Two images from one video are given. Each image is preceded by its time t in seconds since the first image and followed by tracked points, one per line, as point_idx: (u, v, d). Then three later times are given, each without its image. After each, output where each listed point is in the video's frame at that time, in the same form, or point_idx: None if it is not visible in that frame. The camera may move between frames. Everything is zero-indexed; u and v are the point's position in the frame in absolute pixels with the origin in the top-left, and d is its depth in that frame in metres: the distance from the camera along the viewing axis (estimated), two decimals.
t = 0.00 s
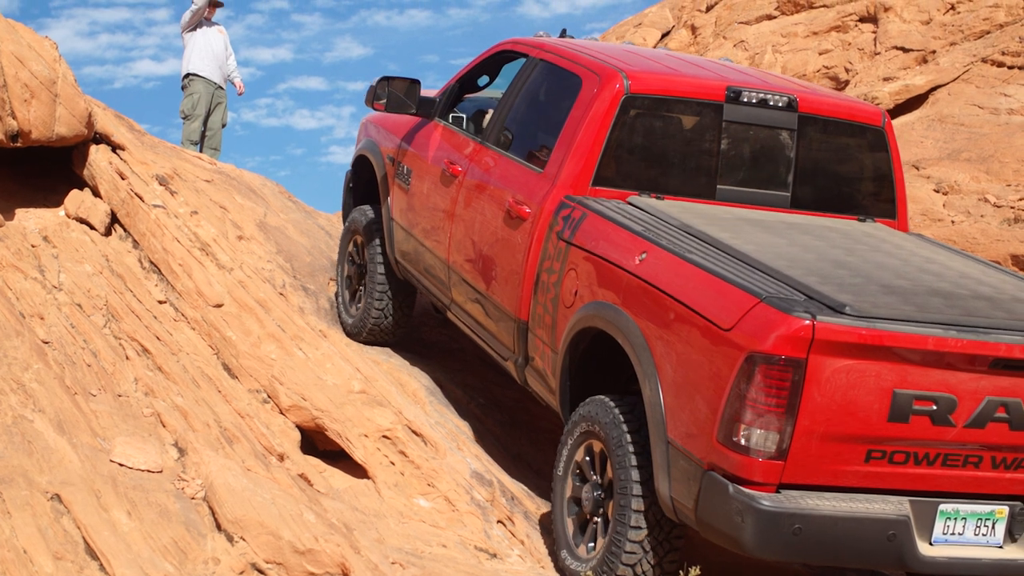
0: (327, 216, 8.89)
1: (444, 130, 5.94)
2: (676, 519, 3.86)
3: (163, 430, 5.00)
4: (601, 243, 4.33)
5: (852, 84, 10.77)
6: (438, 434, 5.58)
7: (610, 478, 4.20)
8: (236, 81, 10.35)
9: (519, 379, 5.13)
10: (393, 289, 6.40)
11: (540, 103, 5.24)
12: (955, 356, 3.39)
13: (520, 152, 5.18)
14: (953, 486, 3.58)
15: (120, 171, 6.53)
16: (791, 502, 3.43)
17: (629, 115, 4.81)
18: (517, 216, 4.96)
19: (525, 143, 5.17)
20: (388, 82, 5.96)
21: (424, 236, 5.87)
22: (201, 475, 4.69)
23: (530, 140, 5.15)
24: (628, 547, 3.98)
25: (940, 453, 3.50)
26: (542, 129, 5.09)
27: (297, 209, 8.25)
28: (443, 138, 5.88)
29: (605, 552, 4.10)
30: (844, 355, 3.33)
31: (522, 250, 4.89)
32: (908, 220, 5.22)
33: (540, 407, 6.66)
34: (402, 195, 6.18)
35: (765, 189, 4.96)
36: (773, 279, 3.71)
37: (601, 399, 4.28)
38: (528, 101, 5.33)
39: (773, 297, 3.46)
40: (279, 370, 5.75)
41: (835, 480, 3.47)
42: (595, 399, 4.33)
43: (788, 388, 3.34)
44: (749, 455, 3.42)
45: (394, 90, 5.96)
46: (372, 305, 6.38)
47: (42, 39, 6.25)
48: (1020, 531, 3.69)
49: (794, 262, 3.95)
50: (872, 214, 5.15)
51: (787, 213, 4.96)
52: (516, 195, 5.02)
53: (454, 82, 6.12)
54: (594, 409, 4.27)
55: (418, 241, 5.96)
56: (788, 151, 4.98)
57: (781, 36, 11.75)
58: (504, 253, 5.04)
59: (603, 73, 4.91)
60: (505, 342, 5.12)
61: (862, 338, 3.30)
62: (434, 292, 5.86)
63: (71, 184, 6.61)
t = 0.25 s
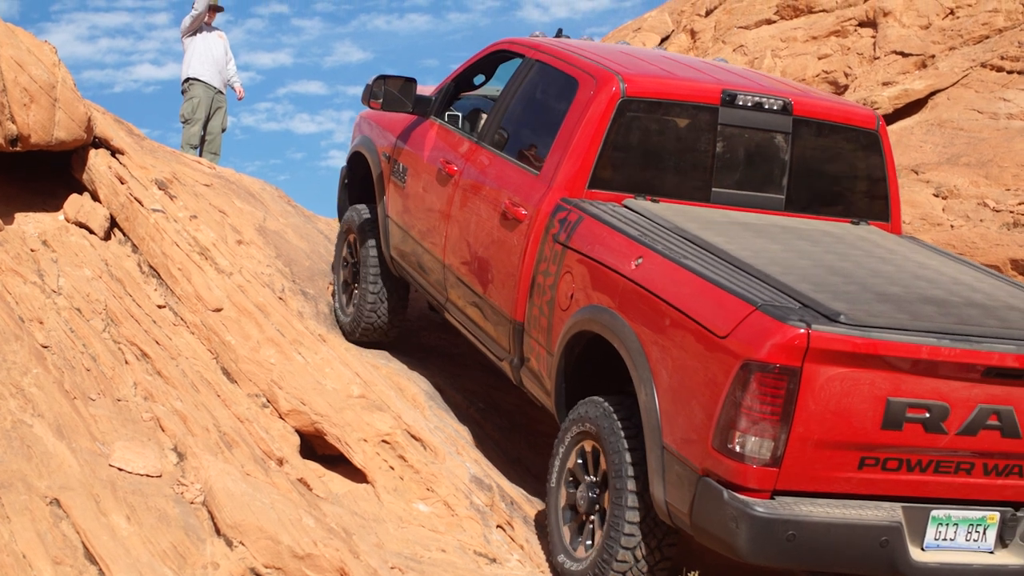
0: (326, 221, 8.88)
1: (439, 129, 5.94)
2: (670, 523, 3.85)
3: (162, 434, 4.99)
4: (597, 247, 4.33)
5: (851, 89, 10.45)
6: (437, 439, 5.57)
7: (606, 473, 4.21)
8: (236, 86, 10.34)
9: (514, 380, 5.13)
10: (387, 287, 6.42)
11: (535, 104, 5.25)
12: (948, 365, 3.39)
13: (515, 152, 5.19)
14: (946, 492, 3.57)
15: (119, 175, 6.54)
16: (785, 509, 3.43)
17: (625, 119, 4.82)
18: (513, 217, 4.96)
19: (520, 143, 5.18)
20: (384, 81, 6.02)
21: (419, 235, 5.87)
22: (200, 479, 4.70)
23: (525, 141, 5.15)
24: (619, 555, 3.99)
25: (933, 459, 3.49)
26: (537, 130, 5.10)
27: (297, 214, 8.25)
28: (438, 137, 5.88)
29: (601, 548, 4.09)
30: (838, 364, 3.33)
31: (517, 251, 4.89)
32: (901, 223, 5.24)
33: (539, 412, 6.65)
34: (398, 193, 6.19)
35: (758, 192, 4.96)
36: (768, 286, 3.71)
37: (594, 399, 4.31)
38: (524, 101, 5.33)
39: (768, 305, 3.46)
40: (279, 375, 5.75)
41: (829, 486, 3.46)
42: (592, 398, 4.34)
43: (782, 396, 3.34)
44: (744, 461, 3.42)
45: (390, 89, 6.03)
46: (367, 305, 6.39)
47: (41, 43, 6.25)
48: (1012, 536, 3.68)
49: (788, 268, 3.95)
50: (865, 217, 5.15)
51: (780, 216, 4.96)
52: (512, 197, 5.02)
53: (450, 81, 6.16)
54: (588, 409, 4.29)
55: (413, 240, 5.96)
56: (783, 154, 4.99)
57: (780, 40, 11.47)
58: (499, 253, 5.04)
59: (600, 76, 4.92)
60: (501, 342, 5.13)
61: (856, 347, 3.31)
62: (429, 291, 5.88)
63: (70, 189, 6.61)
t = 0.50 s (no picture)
0: (326, 225, 8.88)
1: (436, 125, 5.96)
2: (662, 524, 3.85)
3: (161, 439, 4.99)
4: (593, 251, 4.33)
5: (851, 93, 10.46)
6: (437, 443, 5.57)
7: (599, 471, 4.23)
8: (235, 91, 10.34)
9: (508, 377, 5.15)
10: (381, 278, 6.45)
11: (533, 105, 5.25)
12: (939, 375, 3.39)
13: (511, 150, 5.20)
14: (934, 500, 3.57)
15: (119, 180, 6.55)
16: (776, 513, 3.42)
17: (622, 122, 4.82)
18: (509, 217, 4.96)
19: (516, 143, 5.18)
20: (382, 77, 6.01)
21: (415, 229, 5.90)
22: (199, 483, 4.69)
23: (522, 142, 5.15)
24: (612, 548, 3.99)
25: (922, 467, 3.50)
26: (534, 131, 5.10)
27: (296, 218, 8.25)
28: (436, 134, 5.90)
29: (592, 544, 4.10)
30: (831, 373, 3.33)
31: (513, 251, 4.90)
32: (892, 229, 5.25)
33: (538, 417, 6.64)
34: (393, 186, 6.23)
35: (753, 196, 4.97)
36: (764, 294, 3.71)
37: (590, 395, 4.32)
38: (522, 100, 5.33)
39: (764, 314, 3.46)
40: (277, 379, 5.73)
41: (819, 492, 3.46)
42: (586, 395, 4.36)
43: (776, 404, 3.34)
44: (737, 467, 3.42)
45: (388, 84, 6.01)
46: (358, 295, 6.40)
47: (41, 48, 6.26)
48: (996, 543, 3.68)
49: (783, 275, 3.96)
50: (856, 222, 5.16)
51: (774, 219, 4.98)
52: (510, 195, 5.02)
53: (447, 78, 6.15)
54: (584, 406, 4.30)
55: (408, 233, 6.01)
56: (777, 159, 5.00)
57: (778, 45, 11.44)
58: (495, 251, 5.05)
59: (598, 79, 4.92)
60: (495, 339, 5.14)
61: (850, 356, 3.31)
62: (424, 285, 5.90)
63: (69, 193, 6.61)
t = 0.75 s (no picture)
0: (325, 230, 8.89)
1: (438, 117, 5.99)
2: (653, 520, 3.90)
3: (161, 443, 4.99)
4: (594, 249, 4.36)
5: (850, 97, 10.47)
6: (436, 447, 5.56)
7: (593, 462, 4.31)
8: (233, 94, 10.34)
9: (503, 369, 5.19)
10: (377, 271, 6.58)
11: (536, 103, 5.26)
12: (932, 385, 3.44)
13: (513, 146, 5.22)
14: (919, 506, 3.61)
15: (119, 184, 6.55)
16: (768, 513, 3.46)
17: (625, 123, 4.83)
18: (510, 213, 4.97)
19: (518, 140, 5.20)
20: (387, 68, 6.09)
21: (414, 218, 5.92)
22: (199, 487, 4.68)
23: (524, 139, 5.17)
24: (597, 547, 4.11)
25: (909, 474, 3.54)
26: (536, 128, 5.12)
27: (295, 222, 8.25)
28: (438, 127, 5.92)
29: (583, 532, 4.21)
30: (827, 378, 3.37)
31: (512, 246, 4.92)
32: (884, 239, 5.28)
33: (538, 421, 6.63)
34: (393, 176, 6.25)
35: (750, 201, 4.99)
36: (763, 298, 3.73)
37: (589, 388, 4.35)
38: (526, 97, 5.34)
39: (764, 317, 3.49)
40: (277, 384, 5.73)
41: (808, 493, 3.51)
42: (583, 387, 4.40)
43: (771, 406, 3.38)
44: (730, 465, 3.46)
45: (393, 75, 6.07)
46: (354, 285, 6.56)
47: (41, 52, 6.26)
48: (978, 550, 3.71)
49: (781, 280, 3.98)
50: (850, 231, 5.18)
51: (769, 225, 5.00)
52: (511, 191, 5.03)
53: (451, 71, 6.16)
54: (583, 399, 4.33)
55: (410, 224, 5.99)
56: (775, 166, 5.01)
57: (778, 49, 11.45)
58: (494, 245, 5.07)
59: (603, 80, 4.92)
60: (492, 332, 5.17)
61: (845, 362, 3.35)
62: (421, 277, 5.90)
63: (69, 197, 6.61)
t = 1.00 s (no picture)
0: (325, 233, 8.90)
1: (440, 111, 6.10)
2: (641, 509, 4.10)
3: (161, 446, 4.99)
4: (592, 244, 4.53)
5: (850, 101, 10.46)
6: (436, 450, 5.55)
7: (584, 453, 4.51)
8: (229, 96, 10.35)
9: (496, 360, 5.37)
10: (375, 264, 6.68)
11: (539, 101, 5.41)
12: (918, 384, 3.60)
13: (514, 142, 5.37)
14: (903, 503, 3.78)
15: (119, 187, 6.56)
16: (753, 504, 3.64)
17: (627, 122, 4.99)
18: (510, 207, 5.12)
19: (519, 136, 5.35)
20: (394, 61, 6.15)
21: (412, 209, 6.05)
22: (198, 491, 4.68)
23: (525, 136, 5.32)
24: (589, 527, 4.30)
25: (893, 471, 3.71)
26: (538, 126, 5.27)
27: (295, 225, 8.26)
28: (439, 120, 6.04)
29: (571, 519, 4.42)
30: (817, 374, 3.53)
31: (511, 238, 5.07)
32: (875, 246, 5.46)
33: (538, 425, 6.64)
34: (395, 169, 6.35)
35: (746, 202, 5.16)
36: (756, 295, 3.90)
37: (584, 380, 4.56)
38: (529, 95, 5.49)
39: (757, 314, 3.66)
40: (277, 387, 5.74)
41: (794, 486, 3.68)
42: (577, 378, 4.62)
43: (761, 401, 3.55)
44: (719, 456, 3.63)
45: (399, 69, 6.16)
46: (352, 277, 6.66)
47: (41, 55, 6.27)
48: (958, 549, 3.89)
49: (774, 279, 4.15)
50: (843, 238, 5.37)
51: (764, 227, 5.17)
52: (512, 185, 5.19)
53: (455, 67, 6.26)
54: (576, 390, 4.54)
55: (406, 214, 6.13)
56: (772, 170, 5.19)
57: (777, 52, 11.45)
58: (493, 237, 5.22)
59: (606, 79, 5.08)
60: (488, 323, 5.33)
61: (834, 359, 3.51)
62: (419, 269, 6.00)
63: (69, 201, 6.62)
